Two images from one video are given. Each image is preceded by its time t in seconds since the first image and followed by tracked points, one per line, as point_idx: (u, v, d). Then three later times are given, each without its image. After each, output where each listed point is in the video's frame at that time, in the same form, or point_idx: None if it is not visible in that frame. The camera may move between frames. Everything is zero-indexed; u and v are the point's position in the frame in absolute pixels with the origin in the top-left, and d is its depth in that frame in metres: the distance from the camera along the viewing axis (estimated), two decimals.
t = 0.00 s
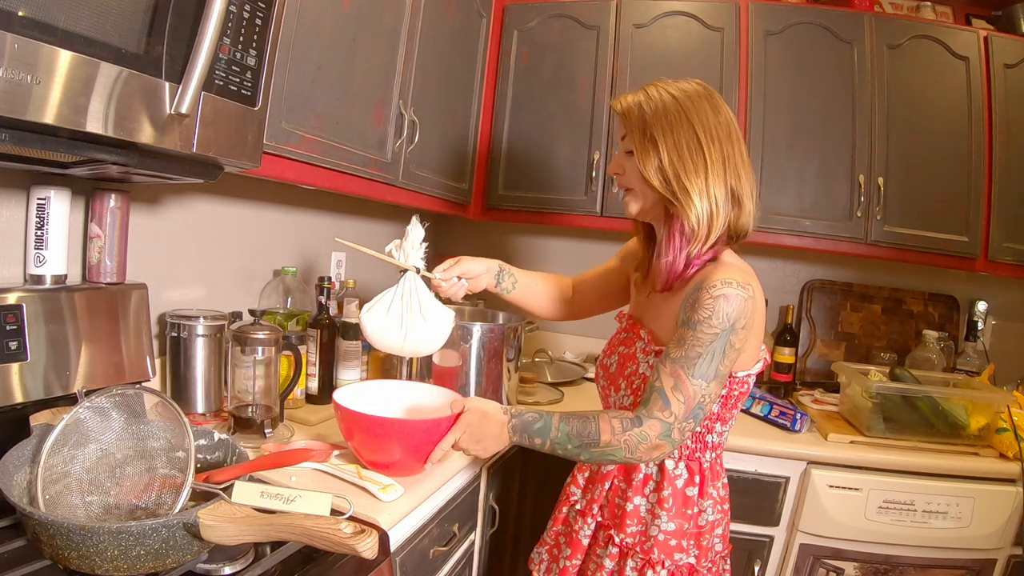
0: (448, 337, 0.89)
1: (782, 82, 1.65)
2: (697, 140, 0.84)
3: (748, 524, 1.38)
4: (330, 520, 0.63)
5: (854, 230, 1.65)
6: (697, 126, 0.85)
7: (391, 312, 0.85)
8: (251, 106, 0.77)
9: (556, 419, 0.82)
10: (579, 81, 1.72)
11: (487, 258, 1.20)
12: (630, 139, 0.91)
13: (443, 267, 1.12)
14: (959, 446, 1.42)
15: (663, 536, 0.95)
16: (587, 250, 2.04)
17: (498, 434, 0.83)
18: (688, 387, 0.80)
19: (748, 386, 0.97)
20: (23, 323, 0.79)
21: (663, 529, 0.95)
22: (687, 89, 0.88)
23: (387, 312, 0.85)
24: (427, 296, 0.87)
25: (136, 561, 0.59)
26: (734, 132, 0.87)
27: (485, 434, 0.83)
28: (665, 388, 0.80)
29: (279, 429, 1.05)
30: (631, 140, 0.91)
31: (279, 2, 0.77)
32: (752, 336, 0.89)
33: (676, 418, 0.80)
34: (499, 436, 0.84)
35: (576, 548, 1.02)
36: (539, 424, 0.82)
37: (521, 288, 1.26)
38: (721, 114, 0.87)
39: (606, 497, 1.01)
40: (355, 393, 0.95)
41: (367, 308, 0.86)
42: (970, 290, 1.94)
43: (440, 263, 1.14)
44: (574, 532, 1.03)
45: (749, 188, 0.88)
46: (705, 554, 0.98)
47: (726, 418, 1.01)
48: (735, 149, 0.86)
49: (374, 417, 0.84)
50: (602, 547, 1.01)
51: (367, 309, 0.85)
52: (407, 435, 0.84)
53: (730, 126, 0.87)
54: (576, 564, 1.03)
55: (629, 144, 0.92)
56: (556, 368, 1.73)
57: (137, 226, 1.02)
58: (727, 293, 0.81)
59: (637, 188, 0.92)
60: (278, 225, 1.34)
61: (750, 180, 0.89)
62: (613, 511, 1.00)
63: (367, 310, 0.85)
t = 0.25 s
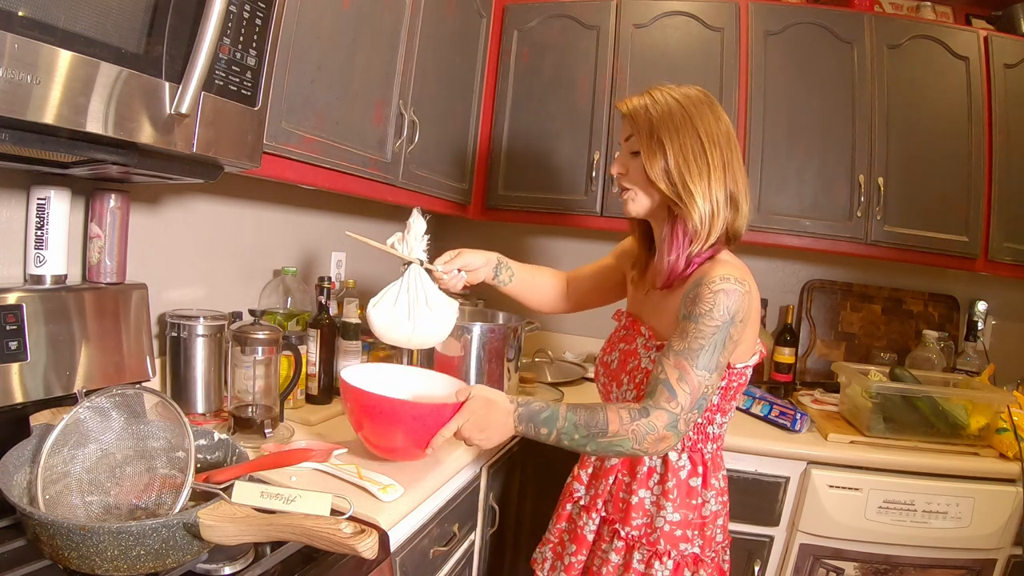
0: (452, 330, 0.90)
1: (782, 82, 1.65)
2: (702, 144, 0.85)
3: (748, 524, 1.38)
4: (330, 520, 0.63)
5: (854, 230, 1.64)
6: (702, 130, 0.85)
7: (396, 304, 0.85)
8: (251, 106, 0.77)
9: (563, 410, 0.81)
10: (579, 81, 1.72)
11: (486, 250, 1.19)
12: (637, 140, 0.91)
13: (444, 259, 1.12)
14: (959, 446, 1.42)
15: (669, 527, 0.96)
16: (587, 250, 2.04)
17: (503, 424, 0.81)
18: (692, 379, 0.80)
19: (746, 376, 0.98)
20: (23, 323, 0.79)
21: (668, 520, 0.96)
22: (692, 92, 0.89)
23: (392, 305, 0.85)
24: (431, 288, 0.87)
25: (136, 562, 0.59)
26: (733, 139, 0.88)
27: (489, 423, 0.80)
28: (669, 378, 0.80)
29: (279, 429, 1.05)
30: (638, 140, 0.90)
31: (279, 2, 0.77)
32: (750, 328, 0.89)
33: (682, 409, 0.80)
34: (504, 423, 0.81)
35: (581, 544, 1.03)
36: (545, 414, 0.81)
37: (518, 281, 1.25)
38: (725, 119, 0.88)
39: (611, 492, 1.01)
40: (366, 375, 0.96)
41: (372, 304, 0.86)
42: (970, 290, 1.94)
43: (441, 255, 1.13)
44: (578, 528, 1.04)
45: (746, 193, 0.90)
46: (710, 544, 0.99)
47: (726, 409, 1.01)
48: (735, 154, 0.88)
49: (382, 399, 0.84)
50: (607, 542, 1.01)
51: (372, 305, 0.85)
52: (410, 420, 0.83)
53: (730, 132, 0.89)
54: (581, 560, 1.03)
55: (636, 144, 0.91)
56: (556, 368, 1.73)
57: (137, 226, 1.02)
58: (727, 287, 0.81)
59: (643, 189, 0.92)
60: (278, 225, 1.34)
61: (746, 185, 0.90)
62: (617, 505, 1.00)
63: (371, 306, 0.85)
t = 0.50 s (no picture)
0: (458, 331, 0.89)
1: (782, 82, 1.65)
2: (708, 147, 0.86)
3: (748, 524, 1.38)
4: (329, 520, 0.63)
5: (854, 230, 1.64)
6: (708, 135, 0.86)
7: (406, 305, 0.84)
8: (251, 106, 0.77)
9: (590, 396, 0.77)
10: (579, 81, 1.72)
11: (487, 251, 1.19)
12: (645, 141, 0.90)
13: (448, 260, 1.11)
14: (959, 446, 1.42)
15: (675, 521, 0.96)
16: (587, 250, 2.04)
17: (526, 406, 0.76)
18: (712, 368, 0.79)
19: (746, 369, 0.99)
20: (23, 323, 0.79)
21: (673, 514, 0.96)
22: (697, 96, 0.90)
23: (401, 308, 0.84)
24: (437, 289, 0.87)
25: (136, 562, 0.59)
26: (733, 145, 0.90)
27: (512, 405, 0.76)
28: (690, 368, 0.78)
29: (279, 429, 1.05)
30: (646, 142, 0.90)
31: (279, 2, 0.77)
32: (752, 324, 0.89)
33: (704, 398, 0.78)
34: (528, 405, 0.76)
35: (585, 542, 1.02)
36: (571, 399, 0.77)
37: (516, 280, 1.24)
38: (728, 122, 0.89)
39: (614, 489, 1.01)
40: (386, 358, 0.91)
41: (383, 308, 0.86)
42: (970, 290, 1.94)
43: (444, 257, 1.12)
44: (582, 526, 1.03)
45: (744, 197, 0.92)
46: (713, 536, 1.01)
47: (727, 403, 1.01)
48: (735, 160, 0.89)
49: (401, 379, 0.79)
50: (611, 539, 1.01)
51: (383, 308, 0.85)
52: (428, 402, 0.77)
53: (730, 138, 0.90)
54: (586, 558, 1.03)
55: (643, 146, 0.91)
56: (556, 368, 1.73)
57: (137, 226, 1.02)
58: (735, 279, 0.82)
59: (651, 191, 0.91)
60: (278, 225, 1.34)
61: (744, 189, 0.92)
62: (621, 502, 1.00)
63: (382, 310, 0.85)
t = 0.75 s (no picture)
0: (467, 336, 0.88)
1: (782, 82, 1.65)
2: (715, 151, 0.87)
3: (748, 524, 1.38)
4: (329, 520, 0.63)
5: (854, 230, 1.65)
6: (714, 139, 0.87)
7: (419, 307, 0.83)
8: (251, 106, 0.77)
9: (623, 394, 0.76)
10: (578, 81, 1.72)
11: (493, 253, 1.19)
12: (653, 144, 0.91)
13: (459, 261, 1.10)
14: (960, 446, 1.42)
15: (681, 517, 0.97)
16: (587, 250, 2.04)
17: (559, 404, 0.75)
18: (733, 364, 0.80)
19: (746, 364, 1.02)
20: (23, 323, 0.79)
21: (679, 511, 0.97)
22: (701, 99, 0.90)
23: (414, 311, 0.83)
24: (450, 294, 0.87)
25: (136, 562, 0.59)
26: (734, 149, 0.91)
27: (544, 403, 0.75)
28: (714, 366, 0.80)
29: (279, 429, 1.05)
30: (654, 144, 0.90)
31: (279, 2, 0.77)
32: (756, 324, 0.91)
33: (729, 394, 0.79)
34: (561, 402, 0.75)
35: (589, 543, 1.02)
36: (604, 398, 0.76)
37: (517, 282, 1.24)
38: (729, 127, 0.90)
39: (618, 488, 1.01)
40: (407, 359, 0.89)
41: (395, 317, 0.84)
42: (970, 290, 1.94)
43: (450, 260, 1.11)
44: (586, 526, 1.03)
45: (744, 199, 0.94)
46: (716, 533, 1.01)
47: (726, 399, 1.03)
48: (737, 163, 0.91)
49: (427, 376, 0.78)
50: (616, 538, 1.00)
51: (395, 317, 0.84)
52: (457, 403, 0.77)
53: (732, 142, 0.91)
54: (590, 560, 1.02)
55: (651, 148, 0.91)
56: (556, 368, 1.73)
57: (137, 226, 1.02)
58: (746, 278, 0.84)
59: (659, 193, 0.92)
60: (278, 225, 1.34)
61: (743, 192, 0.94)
62: (626, 500, 1.00)
63: (395, 319, 0.84)
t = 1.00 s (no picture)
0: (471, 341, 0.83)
1: (782, 82, 1.65)
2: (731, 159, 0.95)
3: (748, 524, 1.38)
4: (329, 520, 0.63)
5: (854, 230, 1.65)
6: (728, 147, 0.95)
7: (461, 314, 0.70)
8: (251, 106, 0.77)
9: (664, 393, 0.76)
10: (578, 81, 1.72)
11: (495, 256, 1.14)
12: (682, 147, 0.95)
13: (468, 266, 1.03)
14: (960, 446, 1.42)
15: (689, 512, 0.98)
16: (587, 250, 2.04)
17: (601, 403, 0.72)
18: (753, 356, 0.85)
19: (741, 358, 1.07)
20: (23, 323, 0.79)
21: (687, 506, 0.98)
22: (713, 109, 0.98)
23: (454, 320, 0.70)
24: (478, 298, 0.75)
25: (136, 562, 0.59)
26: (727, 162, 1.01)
27: (586, 404, 0.71)
28: (738, 360, 0.83)
29: (279, 429, 1.05)
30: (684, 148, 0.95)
31: (279, 2, 0.77)
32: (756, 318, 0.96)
33: (756, 386, 0.83)
34: (603, 402, 0.72)
35: (597, 544, 1.01)
36: (650, 401, 0.75)
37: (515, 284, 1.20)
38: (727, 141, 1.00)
39: (625, 488, 1.01)
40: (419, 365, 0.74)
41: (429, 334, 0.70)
42: (970, 290, 1.94)
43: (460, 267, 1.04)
44: (594, 528, 1.02)
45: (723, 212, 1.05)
46: (721, 526, 1.03)
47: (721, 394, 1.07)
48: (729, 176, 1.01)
49: (454, 389, 0.64)
50: (625, 538, 1.00)
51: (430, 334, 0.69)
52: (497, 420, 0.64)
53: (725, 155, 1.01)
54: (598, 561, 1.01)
55: (680, 151, 0.95)
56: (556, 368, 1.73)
57: (137, 226, 1.02)
58: (752, 274, 0.89)
59: (677, 195, 0.95)
60: (278, 225, 1.34)
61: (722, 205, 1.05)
62: (634, 499, 1.00)
63: (432, 335, 0.69)
